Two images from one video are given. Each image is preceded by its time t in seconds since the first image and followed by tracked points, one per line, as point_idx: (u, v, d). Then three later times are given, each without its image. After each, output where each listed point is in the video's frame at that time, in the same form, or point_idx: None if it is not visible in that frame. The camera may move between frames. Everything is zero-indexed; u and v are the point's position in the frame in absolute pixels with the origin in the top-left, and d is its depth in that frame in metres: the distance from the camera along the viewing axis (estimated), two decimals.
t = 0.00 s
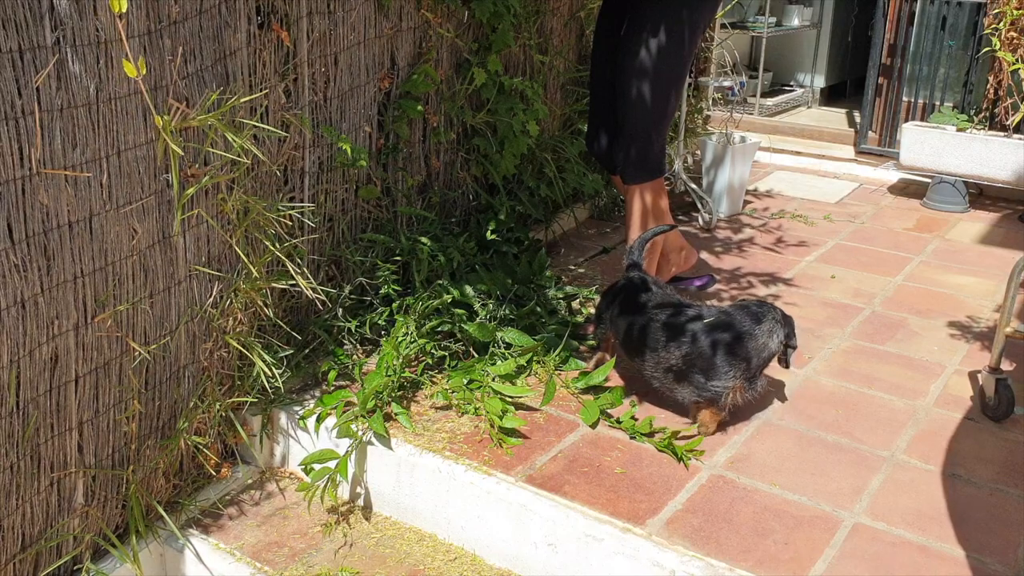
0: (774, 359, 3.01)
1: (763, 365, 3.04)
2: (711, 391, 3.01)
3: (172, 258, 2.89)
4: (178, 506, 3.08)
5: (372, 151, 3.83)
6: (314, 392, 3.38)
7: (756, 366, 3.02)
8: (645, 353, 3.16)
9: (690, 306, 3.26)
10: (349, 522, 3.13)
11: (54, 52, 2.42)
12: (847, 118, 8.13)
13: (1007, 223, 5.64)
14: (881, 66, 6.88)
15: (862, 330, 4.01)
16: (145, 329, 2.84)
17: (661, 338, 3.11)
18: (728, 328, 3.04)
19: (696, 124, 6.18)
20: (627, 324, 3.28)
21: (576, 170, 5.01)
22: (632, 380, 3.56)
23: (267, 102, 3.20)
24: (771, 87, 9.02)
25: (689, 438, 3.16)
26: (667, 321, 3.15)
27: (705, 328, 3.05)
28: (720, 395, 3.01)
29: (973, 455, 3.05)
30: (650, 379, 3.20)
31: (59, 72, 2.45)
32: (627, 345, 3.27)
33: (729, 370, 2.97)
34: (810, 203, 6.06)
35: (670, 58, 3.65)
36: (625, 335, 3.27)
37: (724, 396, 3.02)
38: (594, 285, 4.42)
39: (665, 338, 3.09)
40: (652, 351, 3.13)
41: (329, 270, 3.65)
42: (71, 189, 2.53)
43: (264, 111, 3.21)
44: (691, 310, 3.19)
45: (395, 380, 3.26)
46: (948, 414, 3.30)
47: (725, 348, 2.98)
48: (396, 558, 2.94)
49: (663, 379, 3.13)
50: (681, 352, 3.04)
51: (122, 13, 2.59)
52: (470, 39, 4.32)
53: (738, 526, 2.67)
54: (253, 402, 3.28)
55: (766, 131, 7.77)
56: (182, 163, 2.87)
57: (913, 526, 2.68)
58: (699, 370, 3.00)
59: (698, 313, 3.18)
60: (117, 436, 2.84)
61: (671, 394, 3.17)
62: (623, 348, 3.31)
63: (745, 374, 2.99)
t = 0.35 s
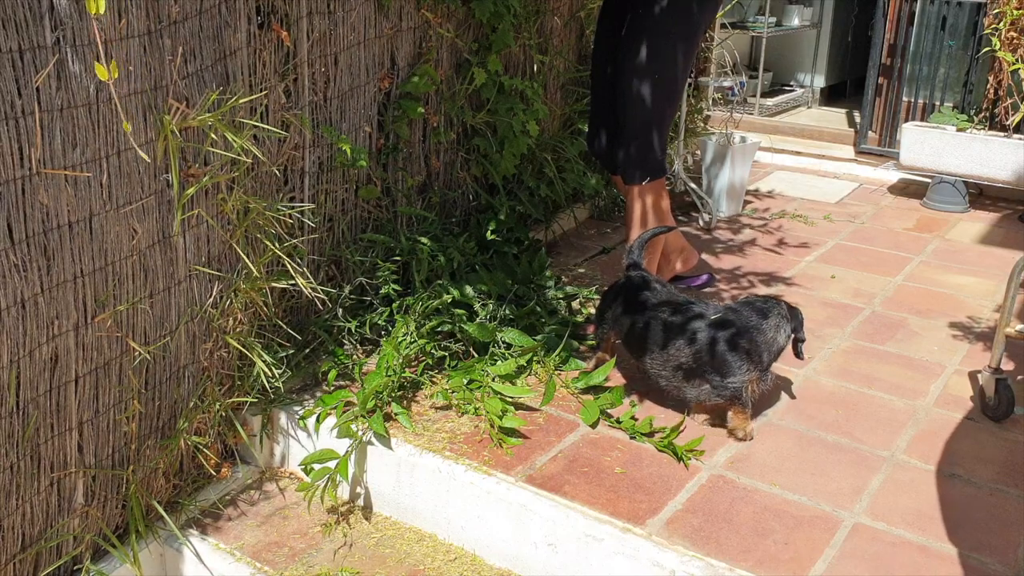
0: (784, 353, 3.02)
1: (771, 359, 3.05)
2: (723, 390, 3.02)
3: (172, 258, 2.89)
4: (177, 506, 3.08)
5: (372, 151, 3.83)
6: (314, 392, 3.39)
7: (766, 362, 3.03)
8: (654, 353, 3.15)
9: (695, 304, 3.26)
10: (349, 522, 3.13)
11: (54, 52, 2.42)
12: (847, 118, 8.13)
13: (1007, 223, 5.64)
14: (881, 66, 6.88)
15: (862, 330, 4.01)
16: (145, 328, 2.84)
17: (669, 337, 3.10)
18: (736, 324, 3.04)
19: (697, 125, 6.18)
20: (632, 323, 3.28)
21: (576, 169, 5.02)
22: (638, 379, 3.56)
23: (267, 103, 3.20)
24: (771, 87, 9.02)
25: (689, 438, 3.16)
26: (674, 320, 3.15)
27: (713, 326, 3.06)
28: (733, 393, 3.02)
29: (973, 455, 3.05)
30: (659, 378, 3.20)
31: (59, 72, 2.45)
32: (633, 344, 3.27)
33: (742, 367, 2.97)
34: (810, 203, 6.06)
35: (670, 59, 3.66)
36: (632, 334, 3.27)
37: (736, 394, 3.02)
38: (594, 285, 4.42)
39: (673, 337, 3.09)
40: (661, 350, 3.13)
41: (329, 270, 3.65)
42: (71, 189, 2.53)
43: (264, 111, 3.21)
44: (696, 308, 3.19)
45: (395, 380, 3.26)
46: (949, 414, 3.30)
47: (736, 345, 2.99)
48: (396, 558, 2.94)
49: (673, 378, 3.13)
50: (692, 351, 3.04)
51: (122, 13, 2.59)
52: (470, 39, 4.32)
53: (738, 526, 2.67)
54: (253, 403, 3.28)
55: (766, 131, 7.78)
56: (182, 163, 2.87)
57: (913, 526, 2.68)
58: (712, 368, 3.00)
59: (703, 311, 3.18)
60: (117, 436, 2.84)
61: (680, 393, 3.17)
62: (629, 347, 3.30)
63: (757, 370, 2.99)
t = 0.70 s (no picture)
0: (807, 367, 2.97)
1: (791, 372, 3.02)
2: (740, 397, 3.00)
3: (172, 258, 2.89)
4: (177, 506, 3.08)
5: (372, 151, 3.82)
6: (314, 392, 3.39)
7: (786, 375, 3.00)
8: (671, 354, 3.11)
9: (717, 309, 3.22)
10: (349, 522, 3.13)
11: (54, 52, 2.42)
12: (847, 118, 8.13)
13: (1007, 223, 5.63)
14: (881, 66, 6.89)
15: (862, 330, 4.01)
16: (145, 328, 2.84)
17: (690, 340, 3.06)
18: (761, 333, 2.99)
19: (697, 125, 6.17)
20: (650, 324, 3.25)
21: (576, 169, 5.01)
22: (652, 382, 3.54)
23: (267, 103, 3.20)
24: (771, 87, 9.02)
25: (689, 438, 3.16)
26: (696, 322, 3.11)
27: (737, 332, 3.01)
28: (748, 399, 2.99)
29: (973, 455, 3.05)
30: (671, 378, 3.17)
31: (59, 72, 2.45)
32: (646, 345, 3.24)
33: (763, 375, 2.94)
34: (810, 203, 6.06)
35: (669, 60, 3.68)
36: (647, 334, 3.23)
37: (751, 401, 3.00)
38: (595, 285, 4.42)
39: (693, 339, 3.05)
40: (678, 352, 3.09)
41: (330, 270, 3.65)
42: (71, 189, 2.53)
43: (264, 111, 3.21)
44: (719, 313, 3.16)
45: (395, 380, 3.26)
46: (949, 414, 3.30)
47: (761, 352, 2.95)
48: (396, 558, 2.94)
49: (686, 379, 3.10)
50: (712, 355, 2.99)
51: (122, 13, 2.59)
52: (470, 39, 4.32)
53: (738, 526, 2.67)
54: (253, 403, 3.28)
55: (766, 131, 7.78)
56: (182, 163, 2.87)
57: (913, 526, 2.68)
58: (730, 373, 2.97)
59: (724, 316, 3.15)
60: (117, 436, 2.84)
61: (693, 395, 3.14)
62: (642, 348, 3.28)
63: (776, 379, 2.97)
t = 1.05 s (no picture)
0: (840, 385, 2.82)
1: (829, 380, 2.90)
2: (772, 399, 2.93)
3: (172, 258, 2.89)
4: (177, 506, 3.08)
5: (372, 151, 3.82)
6: (314, 392, 3.38)
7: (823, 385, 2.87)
8: (708, 352, 3.08)
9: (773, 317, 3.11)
10: (349, 522, 3.12)
11: (54, 52, 2.42)
12: (847, 118, 8.12)
13: (1007, 223, 5.63)
14: (881, 66, 6.89)
15: (861, 330, 4.01)
16: (145, 329, 2.84)
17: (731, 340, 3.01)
18: (807, 346, 2.90)
19: (697, 124, 6.18)
20: (692, 322, 3.17)
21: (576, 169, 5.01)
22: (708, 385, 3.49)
23: (267, 103, 3.20)
24: (771, 87, 9.02)
25: (689, 438, 3.16)
26: (744, 326, 3.05)
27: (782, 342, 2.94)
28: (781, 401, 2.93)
29: (973, 455, 3.05)
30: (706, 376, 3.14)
31: (59, 72, 2.45)
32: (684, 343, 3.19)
33: (792, 385, 2.87)
34: (810, 203, 6.06)
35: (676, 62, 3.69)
36: (688, 332, 3.17)
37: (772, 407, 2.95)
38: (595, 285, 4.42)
39: (734, 340, 3.01)
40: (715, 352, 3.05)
41: (330, 270, 3.65)
42: (71, 189, 2.53)
43: (264, 111, 3.21)
44: (766, 320, 3.06)
45: (395, 380, 3.26)
46: (949, 414, 3.30)
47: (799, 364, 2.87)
48: (396, 558, 2.94)
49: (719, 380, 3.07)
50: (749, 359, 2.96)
51: (122, 13, 2.59)
52: (470, 39, 4.32)
53: (737, 526, 2.67)
54: (253, 402, 3.28)
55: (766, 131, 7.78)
56: (182, 163, 2.87)
57: (913, 526, 2.68)
58: (759, 376, 2.93)
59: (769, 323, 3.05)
60: (117, 436, 2.84)
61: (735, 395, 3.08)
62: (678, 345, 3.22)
63: (806, 393, 2.87)
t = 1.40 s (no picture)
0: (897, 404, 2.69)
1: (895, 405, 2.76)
2: (846, 425, 2.85)
3: (172, 258, 2.89)
4: (178, 506, 3.08)
5: (372, 151, 3.82)
6: (314, 392, 3.38)
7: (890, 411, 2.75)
8: (780, 375, 2.98)
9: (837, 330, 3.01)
10: (349, 522, 3.12)
11: (54, 52, 2.42)
12: (847, 118, 8.12)
13: (1007, 223, 5.63)
14: (881, 66, 6.89)
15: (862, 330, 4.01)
16: (145, 329, 2.84)
17: (800, 360, 2.92)
18: (876, 361, 2.80)
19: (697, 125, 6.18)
20: (752, 339, 3.05)
21: (576, 169, 5.01)
22: (760, 394, 3.39)
23: (267, 103, 3.20)
24: (771, 87, 9.01)
25: (689, 438, 3.16)
26: (810, 343, 2.95)
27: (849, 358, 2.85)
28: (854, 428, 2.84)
29: (973, 455, 3.05)
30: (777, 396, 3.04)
31: (59, 72, 2.45)
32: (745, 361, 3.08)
33: (871, 406, 2.76)
34: (810, 203, 6.06)
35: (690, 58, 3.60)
36: (748, 350, 3.06)
37: (859, 431, 2.84)
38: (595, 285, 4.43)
39: (803, 363, 2.92)
40: (785, 371, 2.96)
41: (329, 270, 3.65)
42: (71, 189, 2.53)
43: (264, 111, 3.20)
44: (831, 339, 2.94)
45: (396, 380, 3.26)
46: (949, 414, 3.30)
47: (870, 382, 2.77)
48: (396, 558, 2.94)
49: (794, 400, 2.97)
50: (822, 382, 2.87)
51: (122, 13, 2.59)
52: (470, 39, 4.31)
53: (738, 526, 2.67)
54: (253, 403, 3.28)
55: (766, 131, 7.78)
56: (181, 163, 2.87)
57: (913, 526, 2.68)
58: (834, 396, 2.84)
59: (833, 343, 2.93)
60: (117, 436, 2.84)
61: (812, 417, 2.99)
62: (740, 364, 3.11)
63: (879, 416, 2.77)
